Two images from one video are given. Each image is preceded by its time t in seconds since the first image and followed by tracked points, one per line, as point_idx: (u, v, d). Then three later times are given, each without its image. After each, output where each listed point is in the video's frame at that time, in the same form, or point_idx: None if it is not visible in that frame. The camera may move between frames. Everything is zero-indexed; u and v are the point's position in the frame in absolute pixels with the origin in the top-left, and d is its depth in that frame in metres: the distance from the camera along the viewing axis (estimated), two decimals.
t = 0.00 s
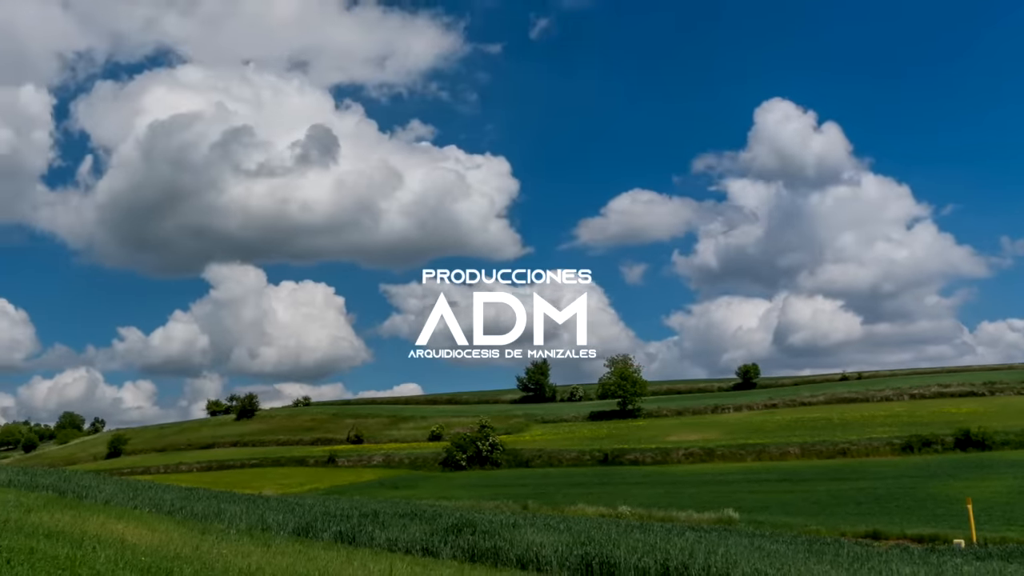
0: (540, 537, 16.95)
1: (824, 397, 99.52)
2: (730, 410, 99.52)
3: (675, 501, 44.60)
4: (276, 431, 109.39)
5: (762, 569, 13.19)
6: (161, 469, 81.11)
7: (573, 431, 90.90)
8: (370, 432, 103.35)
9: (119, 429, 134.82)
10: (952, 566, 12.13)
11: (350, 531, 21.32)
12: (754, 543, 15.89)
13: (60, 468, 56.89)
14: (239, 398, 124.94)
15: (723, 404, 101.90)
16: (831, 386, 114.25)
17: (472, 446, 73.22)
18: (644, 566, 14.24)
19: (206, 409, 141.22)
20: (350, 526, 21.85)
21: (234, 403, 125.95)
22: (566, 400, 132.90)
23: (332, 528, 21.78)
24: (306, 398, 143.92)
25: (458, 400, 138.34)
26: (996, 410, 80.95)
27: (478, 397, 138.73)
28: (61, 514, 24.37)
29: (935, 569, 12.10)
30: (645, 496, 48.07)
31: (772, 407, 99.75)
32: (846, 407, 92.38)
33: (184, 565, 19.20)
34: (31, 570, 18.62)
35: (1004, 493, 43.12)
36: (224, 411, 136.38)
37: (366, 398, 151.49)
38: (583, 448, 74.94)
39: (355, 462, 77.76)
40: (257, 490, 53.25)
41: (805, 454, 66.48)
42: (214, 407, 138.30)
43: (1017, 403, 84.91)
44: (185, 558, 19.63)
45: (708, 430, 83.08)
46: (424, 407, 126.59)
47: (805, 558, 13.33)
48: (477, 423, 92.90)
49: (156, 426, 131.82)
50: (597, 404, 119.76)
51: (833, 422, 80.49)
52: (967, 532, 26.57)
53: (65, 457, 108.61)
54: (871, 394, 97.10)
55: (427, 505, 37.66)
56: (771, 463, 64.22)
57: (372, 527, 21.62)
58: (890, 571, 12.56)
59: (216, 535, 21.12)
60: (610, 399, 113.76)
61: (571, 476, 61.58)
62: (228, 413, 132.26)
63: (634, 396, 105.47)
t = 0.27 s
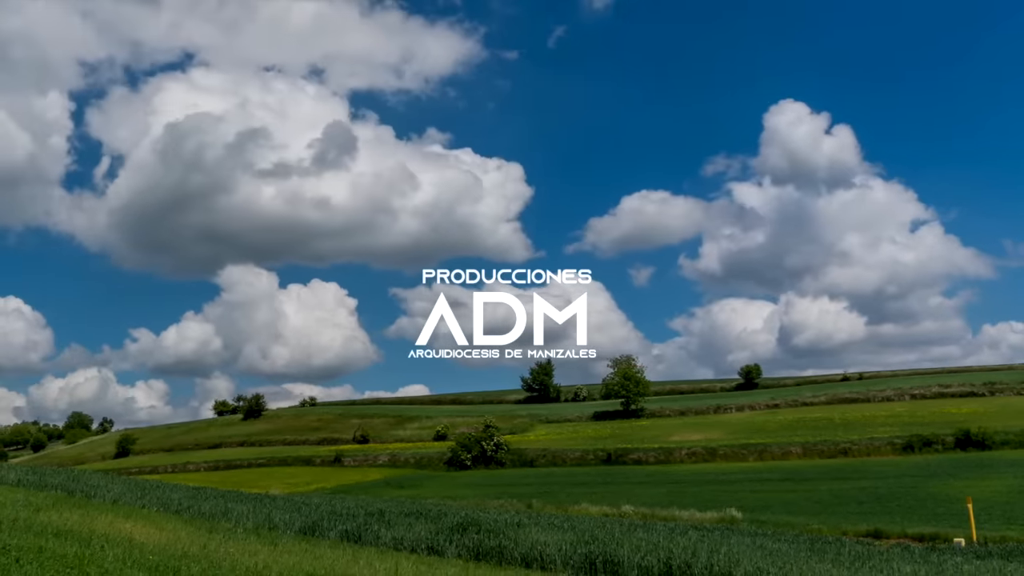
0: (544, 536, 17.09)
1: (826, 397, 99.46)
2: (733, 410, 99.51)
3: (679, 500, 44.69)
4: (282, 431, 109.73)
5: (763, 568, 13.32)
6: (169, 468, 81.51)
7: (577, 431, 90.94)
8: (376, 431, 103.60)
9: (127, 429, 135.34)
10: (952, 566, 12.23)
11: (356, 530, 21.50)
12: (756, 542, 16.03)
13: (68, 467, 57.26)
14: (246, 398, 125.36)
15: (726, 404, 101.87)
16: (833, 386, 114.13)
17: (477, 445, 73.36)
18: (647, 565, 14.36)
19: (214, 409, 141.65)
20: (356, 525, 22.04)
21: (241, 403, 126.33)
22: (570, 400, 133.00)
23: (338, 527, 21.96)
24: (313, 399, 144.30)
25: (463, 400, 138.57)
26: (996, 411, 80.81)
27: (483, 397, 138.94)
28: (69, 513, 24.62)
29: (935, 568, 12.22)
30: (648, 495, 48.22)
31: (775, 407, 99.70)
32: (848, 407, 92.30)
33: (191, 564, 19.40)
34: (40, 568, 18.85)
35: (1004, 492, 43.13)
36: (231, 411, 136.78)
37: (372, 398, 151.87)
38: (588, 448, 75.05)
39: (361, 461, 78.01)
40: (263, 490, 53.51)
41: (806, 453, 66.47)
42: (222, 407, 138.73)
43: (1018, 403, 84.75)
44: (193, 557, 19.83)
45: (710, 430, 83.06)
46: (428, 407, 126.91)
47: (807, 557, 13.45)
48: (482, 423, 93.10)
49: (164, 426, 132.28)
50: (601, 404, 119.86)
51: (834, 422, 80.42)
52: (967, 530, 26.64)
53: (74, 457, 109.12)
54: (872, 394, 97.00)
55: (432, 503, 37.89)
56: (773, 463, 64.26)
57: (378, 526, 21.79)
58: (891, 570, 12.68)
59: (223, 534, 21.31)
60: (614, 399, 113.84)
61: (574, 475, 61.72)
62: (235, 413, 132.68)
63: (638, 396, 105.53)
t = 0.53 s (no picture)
0: (548, 536, 17.21)
1: (827, 397, 99.44)
2: (735, 410, 99.50)
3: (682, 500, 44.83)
4: (289, 431, 110.06)
5: (766, 567, 13.45)
6: (177, 468, 81.86)
7: (581, 431, 91.00)
8: (382, 431, 103.83)
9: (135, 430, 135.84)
10: (952, 565, 12.34)
11: (362, 529, 21.65)
12: (758, 541, 16.12)
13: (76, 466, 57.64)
14: (253, 398, 125.73)
15: (729, 404, 101.88)
16: (835, 386, 114.10)
17: (482, 445, 73.50)
18: (651, 564, 14.50)
19: (221, 409, 142.09)
20: (361, 524, 22.21)
21: (248, 404, 126.73)
22: (574, 400, 133.13)
23: (344, 526, 22.11)
24: (319, 399, 144.69)
25: (468, 400, 138.84)
26: (996, 410, 80.67)
27: (487, 398, 139.16)
28: (78, 512, 24.84)
29: (936, 566, 12.35)
30: (651, 494, 48.31)
31: (777, 407, 99.69)
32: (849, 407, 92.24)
33: (199, 562, 19.56)
34: (48, 567, 19.02)
35: (1004, 491, 43.12)
36: (238, 411, 137.22)
37: (377, 398, 152.18)
38: (592, 448, 75.17)
39: (367, 461, 78.24)
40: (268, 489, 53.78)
41: (808, 453, 66.47)
42: (229, 407, 139.14)
43: (1018, 403, 84.67)
44: (200, 556, 20.02)
45: (713, 429, 83.08)
46: (433, 407, 127.24)
47: (809, 556, 13.57)
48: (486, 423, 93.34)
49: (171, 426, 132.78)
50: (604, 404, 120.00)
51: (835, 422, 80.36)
52: (968, 529, 26.69)
53: (83, 456, 109.62)
54: (873, 394, 96.93)
55: (437, 502, 38.10)
56: (775, 463, 64.27)
57: (384, 526, 21.93)
58: (892, 569, 12.81)
59: (230, 533, 21.48)
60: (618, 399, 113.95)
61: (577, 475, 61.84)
62: (242, 413, 133.10)
63: (641, 396, 105.59)
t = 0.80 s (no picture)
0: (553, 535, 17.35)
1: (829, 398, 99.36)
2: (738, 410, 99.46)
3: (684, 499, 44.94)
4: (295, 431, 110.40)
5: (768, 565, 13.59)
6: (184, 467, 82.22)
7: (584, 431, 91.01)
8: (387, 431, 104.08)
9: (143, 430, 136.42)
10: (952, 564, 12.46)
11: (368, 528, 21.83)
12: (760, 539, 16.21)
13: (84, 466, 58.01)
14: (260, 398, 126.16)
15: (732, 404, 101.84)
16: (837, 387, 113.99)
17: (486, 445, 73.62)
18: (654, 562, 14.65)
19: (228, 409, 142.63)
20: (367, 523, 22.40)
21: (255, 404, 127.16)
22: (578, 400, 133.25)
23: (350, 525, 22.29)
24: (324, 399, 145.10)
25: (472, 400, 139.09)
26: (996, 411, 80.46)
27: (492, 398, 139.39)
28: (86, 512, 25.08)
29: (937, 565, 12.48)
30: (654, 494, 48.37)
31: (779, 407, 99.64)
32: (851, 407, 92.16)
33: (206, 561, 19.76)
34: (57, 566, 19.23)
35: (1004, 491, 43.10)
36: (245, 411, 137.71)
37: (383, 399, 152.57)
38: (596, 447, 75.23)
39: (373, 460, 78.49)
40: (275, 487, 54.00)
41: (810, 453, 66.44)
42: (236, 407, 139.69)
43: (1018, 403, 84.49)
44: (207, 554, 20.22)
45: (716, 429, 83.10)
46: (438, 407, 127.53)
47: (811, 554, 13.69)
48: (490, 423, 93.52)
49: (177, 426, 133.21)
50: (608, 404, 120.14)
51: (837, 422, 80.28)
52: (969, 528, 26.78)
53: (91, 455, 110.19)
54: (874, 394, 96.83)
55: (442, 502, 38.28)
56: (776, 462, 64.28)
57: (389, 525, 22.11)
58: (893, 568, 12.93)
59: (237, 532, 21.67)
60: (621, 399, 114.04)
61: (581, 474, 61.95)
62: (249, 413, 133.57)
63: (644, 396, 105.53)
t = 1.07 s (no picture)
0: (557, 533, 17.48)
1: (831, 398, 99.29)
2: (740, 410, 99.44)
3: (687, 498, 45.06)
4: (301, 430, 110.74)
5: (770, 564, 13.72)
6: (191, 467, 82.55)
7: (588, 431, 91.10)
8: (392, 431, 104.35)
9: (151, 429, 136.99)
10: (953, 563, 12.59)
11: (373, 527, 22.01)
12: (762, 539, 16.32)
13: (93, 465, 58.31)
14: (266, 398, 126.60)
15: (734, 404, 101.81)
16: (840, 387, 113.93)
17: (491, 444, 73.76)
18: (657, 561, 14.79)
19: (235, 409, 143.11)
20: (372, 522, 22.60)
21: (262, 404, 127.60)
22: (581, 400, 133.36)
23: (356, 524, 22.48)
24: (330, 399, 145.48)
25: (477, 400, 139.34)
26: (996, 411, 80.29)
27: (496, 398, 139.60)
28: (94, 510, 25.31)
29: (937, 564, 12.60)
30: (657, 493, 48.45)
31: (780, 407, 99.59)
32: (852, 408, 92.08)
33: (212, 560, 19.96)
34: (66, 565, 19.45)
35: (1004, 490, 43.08)
36: (252, 411, 138.19)
37: (388, 399, 152.92)
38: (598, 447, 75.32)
39: (378, 460, 78.71)
40: (282, 488, 54.18)
41: (812, 452, 66.43)
42: (243, 407, 140.20)
43: (1018, 403, 84.32)
44: (214, 553, 20.42)
45: (718, 429, 83.11)
46: (443, 407, 127.81)
47: (812, 553, 13.82)
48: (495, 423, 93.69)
49: (185, 425, 133.63)
50: (612, 404, 120.27)
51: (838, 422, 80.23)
52: (969, 527, 26.81)
53: (100, 455, 110.75)
54: (876, 394, 96.74)
55: (447, 502, 38.41)
56: (778, 462, 64.30)
57: (395, 524, 22.28)
58: (894, 566, 13.07)
59: (244, 531, 21.87)
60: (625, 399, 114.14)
61: (585, 474, 62.07)
62: (256, 413, 134.05)
63: (647, 396, 105.54)
